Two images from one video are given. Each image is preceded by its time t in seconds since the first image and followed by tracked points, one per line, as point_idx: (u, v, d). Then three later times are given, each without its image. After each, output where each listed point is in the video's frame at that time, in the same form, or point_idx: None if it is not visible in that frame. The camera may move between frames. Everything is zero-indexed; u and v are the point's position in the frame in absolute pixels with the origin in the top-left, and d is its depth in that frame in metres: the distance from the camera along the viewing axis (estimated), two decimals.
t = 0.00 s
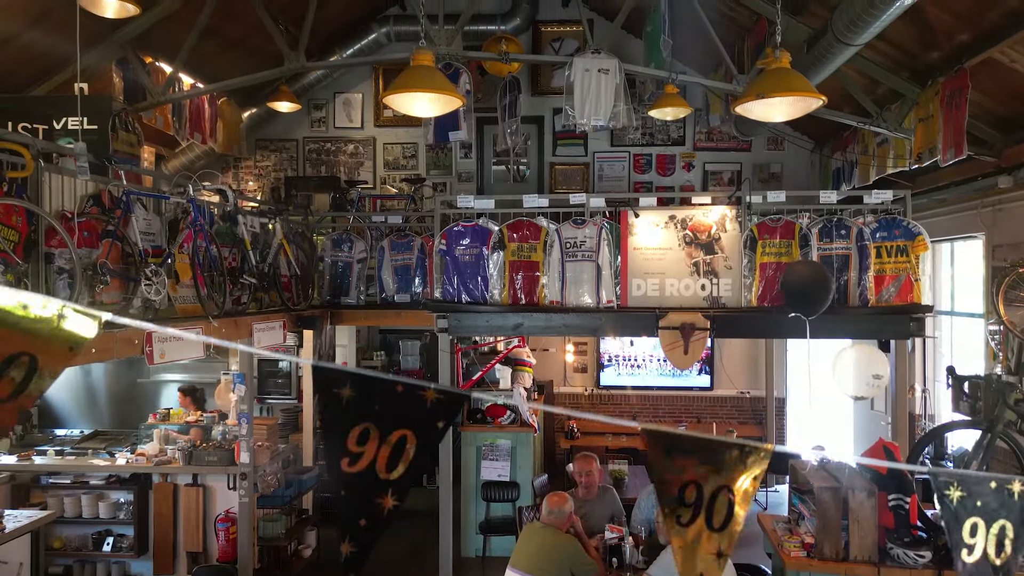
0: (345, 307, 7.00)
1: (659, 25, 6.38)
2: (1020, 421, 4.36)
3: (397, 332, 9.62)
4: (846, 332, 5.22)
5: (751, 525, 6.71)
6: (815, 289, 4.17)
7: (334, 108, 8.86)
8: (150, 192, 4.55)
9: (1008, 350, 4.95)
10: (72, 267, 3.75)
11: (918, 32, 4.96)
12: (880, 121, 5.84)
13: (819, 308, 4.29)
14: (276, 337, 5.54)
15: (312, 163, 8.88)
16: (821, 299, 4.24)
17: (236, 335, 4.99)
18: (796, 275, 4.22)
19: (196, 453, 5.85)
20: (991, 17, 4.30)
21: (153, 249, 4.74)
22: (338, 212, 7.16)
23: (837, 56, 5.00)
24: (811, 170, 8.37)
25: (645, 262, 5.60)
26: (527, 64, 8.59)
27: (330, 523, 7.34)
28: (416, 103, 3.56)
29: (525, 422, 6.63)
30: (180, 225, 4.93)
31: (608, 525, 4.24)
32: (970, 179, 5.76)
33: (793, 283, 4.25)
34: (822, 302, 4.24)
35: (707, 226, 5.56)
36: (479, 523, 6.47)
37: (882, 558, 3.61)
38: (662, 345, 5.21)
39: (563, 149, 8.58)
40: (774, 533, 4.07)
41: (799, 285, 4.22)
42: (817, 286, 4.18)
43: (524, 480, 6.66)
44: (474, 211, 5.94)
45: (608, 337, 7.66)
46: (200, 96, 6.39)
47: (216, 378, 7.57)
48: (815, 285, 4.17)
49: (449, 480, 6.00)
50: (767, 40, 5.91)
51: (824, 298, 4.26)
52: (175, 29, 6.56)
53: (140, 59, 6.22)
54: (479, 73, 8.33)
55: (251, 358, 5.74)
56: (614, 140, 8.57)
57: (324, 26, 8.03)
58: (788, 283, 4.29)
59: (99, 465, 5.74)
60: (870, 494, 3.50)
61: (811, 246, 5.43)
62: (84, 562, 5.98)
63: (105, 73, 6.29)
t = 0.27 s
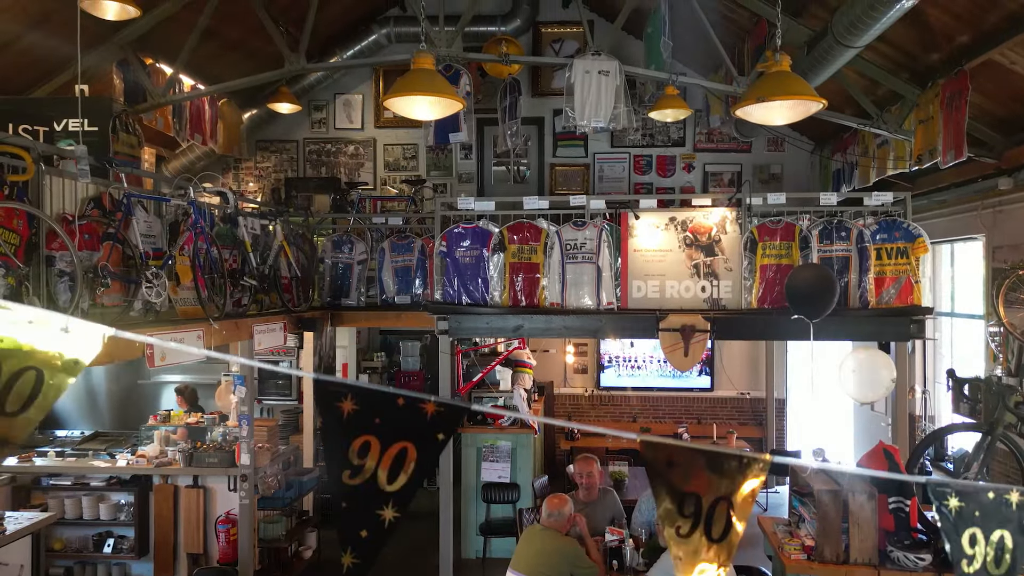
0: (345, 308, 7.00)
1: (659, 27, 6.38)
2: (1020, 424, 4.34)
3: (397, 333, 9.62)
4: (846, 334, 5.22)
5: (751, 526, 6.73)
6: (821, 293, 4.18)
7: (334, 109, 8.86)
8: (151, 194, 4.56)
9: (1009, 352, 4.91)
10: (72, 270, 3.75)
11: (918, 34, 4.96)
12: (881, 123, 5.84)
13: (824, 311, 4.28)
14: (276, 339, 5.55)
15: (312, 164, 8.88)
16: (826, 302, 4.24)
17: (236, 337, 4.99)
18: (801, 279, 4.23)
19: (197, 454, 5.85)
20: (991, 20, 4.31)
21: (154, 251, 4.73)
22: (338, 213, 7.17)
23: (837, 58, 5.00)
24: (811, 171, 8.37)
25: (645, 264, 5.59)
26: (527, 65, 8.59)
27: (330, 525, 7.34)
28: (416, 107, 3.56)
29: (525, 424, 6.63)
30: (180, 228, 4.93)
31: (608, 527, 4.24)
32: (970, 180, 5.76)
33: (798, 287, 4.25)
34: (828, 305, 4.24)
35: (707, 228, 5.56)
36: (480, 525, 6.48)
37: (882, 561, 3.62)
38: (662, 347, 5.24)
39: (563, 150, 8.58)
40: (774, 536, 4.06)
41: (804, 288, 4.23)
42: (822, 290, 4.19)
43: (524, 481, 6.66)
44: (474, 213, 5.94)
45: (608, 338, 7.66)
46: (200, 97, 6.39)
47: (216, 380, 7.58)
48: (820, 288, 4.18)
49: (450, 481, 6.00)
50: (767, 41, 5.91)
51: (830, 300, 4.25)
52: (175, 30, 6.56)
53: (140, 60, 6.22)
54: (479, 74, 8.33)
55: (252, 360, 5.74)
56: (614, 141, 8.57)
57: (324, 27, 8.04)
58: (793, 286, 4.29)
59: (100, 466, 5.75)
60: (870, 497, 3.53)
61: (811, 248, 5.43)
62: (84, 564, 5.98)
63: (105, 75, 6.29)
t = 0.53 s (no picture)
0: (345, 311, 7.00)
1: (659, 30, 6.38)
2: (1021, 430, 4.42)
3: (397, 335, 9.62)
4: (847, 338, 5.21)
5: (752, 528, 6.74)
6: (827, 298, 4.19)
7: (334, 111, 8.85)
8: (151, 199, 4.56)
9: (1008, 355, 4.86)
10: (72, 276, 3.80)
11: (918, 37, 4.96)
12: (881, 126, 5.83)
13: (830, 317, 4.28)
14: (276, 343, 5.54)
15: (312, 166, 8.87)
16: (832, 308, 4.23)
17: (236, 341, 4.98)
18: (805, 286, 4.24)
19: (197, 458, 5.84)
20: (992, 24, 4.31)
21: (154, 256, 4.73)
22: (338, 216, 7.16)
23: (837, 61, 4.99)
24: (811, 173, 8.37)
25: (646, 267, 5.59)
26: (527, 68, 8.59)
27: (330, 528, 7.34)
28: (417, 113, 3.56)
29: (525, 427, 6.63)
30: (180, 232, 4.92)
31: (608, 533, 4.27)
32: (971, 183, 5.75)
33: (801, 294, 4.26)
34: (833, 311, 4.24)
35: (708, 232, 5.55)
36: (480, 528, 6.48)
37: (884, 567, 3.61)
38: (662, 351, 5.21)
39: (563, 152, 8.58)
40: (776, 542, 4.11)
41: (807, 295, 4.24)
42: (827, 296, 4.19)
43: (524, 484, 6.66)
44: (474, 217, 5.94)
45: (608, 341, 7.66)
46: (201, 100, 6.40)
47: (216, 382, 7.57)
48: (826, 294, 4.19)
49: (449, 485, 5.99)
50: (767, 44, 5.90)
51: (837, 305, 4.25)
52: (176, 33, 6.56)
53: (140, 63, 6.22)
54: (479, 76, 8.32)
55: (252, 364, 5.72)
56: (614, 143, 8.57)
57: (324, 30, 8.04)
58: (796, 293, 4.31)
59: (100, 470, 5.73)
60: (869, 502, 3.54)
61: (812, 251, 5.43)
62: (84, 567, 5.96)
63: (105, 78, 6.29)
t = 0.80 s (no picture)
0: (345, 314, 6.99)
1: (659, 32, 6.38)
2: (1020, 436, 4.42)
3: (397, 337, 9.63)
4: (847, 342, 5.22)
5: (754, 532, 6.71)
6: (829, 304, 4.18)
7: (334, 113, 8.85)
8: (151, 204, 4.57)
9: (1008, 359, 4.83)
10: (72, 281, 3.80)
11: (918, 40, 4.95)
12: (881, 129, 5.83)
13: (831, 323, 4.28)
14: (276, 346, 5.54)
15: (312, 168, 8.88)
16: (836, 312, 4.23)
17: (236, 345, 4.98)
18: (809, 291, 4.24)
19: (196, 461, 5.83)
20: (991, 27, 4.30)
21: (154, 260, 4.73)
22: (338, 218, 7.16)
23: (837, 65, 4.99)
24: (811, 175, 8.38)
25: (645, 271, 5.60)
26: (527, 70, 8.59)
27: (330, 531, 7.33)
28: (416, 118, 3.56)
29: (525, 430, 6.63)
30: (180, 237, 4.96)
31: (608, 538, 4.25)
32: (971, 186, 5.75)
33: (804, 301, 4.27)
34: (835, 317, 4.24)
35: (707, 235, 5.55)
36: (480, 531, 6.47)
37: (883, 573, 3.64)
38: (662, 354, 5.27)
39: (563, 154, 8.58)
40: (774, 547, 4.13)
41: (809, 302, 4.24)
42: (829, 301, 4.19)
43: (524, 487, 6.66)
44: (474, 220, 5.93)
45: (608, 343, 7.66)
46: (200, 103, 6.40)
47: (216, 384, 7.58)
48: (828, 300, 4.18)
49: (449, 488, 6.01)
50: (767, 47, 5.90)
51: (837, 312, 4.25)
52: (175, 36, 6.56)
53: (140, 66, 6.22)
54: (479, 79, 8.32)
55: (252, 367, 5.73)
56: (614, 145, 8.56)
57: (324, 32, 8.03)
58: (798, 299, 4.32)
59: (100, 473, 5.73)
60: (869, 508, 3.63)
61: (811, 255, 5.42)
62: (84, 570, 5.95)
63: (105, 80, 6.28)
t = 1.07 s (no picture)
0: (345, 316, 6.99)
1: (659, 35, 6.37)
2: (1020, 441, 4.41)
3: (397, 339, 9.63)
4: (847, 345, 5.21)
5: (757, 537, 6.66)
6: (828, 310, 4.18)
7: (334, 115, 8.85)
8: (150, 208, 4.58)
9: (1008, 361, 4.83)
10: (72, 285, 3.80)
11: (918, 43, 4.94)
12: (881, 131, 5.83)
13: (831, 329, 4.27)
14: (275, 349, 5.53)
15: (312, 169, 8.88)
16: (837, 317, 4.23)
17: (236, 348, 4.98)
18: (809, 297, 4.24)
19: (196, 464, 5.82)
20: (991, 30, 4.30)
21: (153, 264, 4.73)
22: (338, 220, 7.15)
23: (836, 68, 4.99)
24: (811, 177, 8.37)
25: (645, 274, 5.60)
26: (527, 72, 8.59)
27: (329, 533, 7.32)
28: (415, 124, 3.56)
29: (525, 432, 6.63)
30: (180, 241, 4.97)
31: (608, 541, 4.26)
32: (970, 189, 5.74)
33: (804, 307, 4.27)
34: (835, 323, 4.24)
35: (707, 238, 5.56)
36: (479, 534, 6.47)
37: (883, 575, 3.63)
38: (662, 357, 5.29)
39: (563, 155, 8.57)
40: (773, 551, 4.31)
41: (809, 308, 4.25)
42: (829, 307, 4.19)
43: (524, 489, 6.66)
44: (474, 223, 5.94)
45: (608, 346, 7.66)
46: (200, 105, 6.40)
47: (216, 386, 7.58)
48: (828, 305, 4.19)
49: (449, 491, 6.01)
50: (767, 50, 5.90)
51: (837, 318, 4.25)
52: (175, 38, 6.55)
53: (140, 68, 6.22)
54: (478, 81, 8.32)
55: (252, 370, 5.73)
56: (614, 147, 8.56)
57: (324, 34, 8.03)
58: (797, 304, 4.32)
59: (99, 475, 5.73)
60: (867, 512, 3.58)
61: (811, 258, 5.43)
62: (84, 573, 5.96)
63: (105, 83, 6.28)
